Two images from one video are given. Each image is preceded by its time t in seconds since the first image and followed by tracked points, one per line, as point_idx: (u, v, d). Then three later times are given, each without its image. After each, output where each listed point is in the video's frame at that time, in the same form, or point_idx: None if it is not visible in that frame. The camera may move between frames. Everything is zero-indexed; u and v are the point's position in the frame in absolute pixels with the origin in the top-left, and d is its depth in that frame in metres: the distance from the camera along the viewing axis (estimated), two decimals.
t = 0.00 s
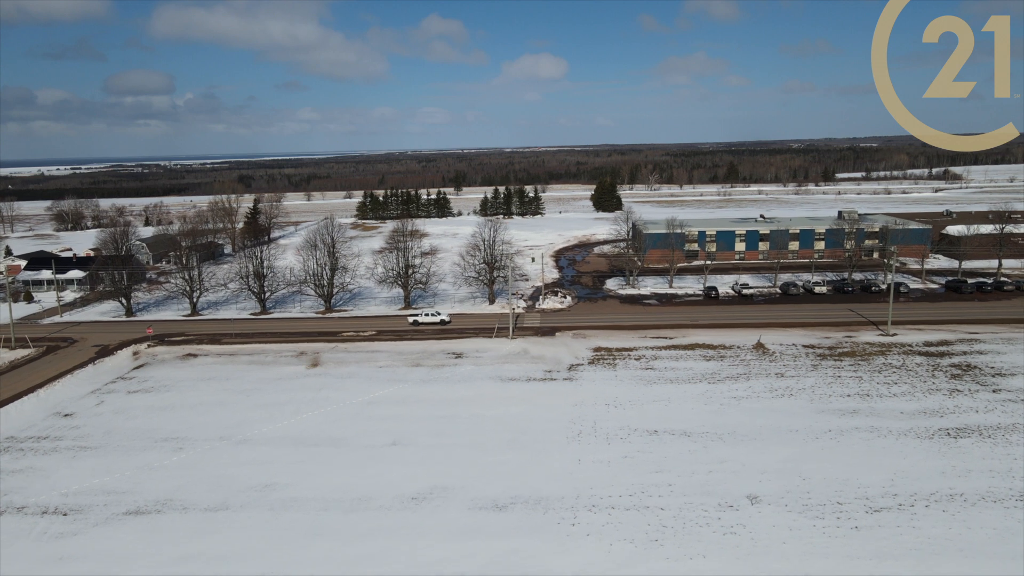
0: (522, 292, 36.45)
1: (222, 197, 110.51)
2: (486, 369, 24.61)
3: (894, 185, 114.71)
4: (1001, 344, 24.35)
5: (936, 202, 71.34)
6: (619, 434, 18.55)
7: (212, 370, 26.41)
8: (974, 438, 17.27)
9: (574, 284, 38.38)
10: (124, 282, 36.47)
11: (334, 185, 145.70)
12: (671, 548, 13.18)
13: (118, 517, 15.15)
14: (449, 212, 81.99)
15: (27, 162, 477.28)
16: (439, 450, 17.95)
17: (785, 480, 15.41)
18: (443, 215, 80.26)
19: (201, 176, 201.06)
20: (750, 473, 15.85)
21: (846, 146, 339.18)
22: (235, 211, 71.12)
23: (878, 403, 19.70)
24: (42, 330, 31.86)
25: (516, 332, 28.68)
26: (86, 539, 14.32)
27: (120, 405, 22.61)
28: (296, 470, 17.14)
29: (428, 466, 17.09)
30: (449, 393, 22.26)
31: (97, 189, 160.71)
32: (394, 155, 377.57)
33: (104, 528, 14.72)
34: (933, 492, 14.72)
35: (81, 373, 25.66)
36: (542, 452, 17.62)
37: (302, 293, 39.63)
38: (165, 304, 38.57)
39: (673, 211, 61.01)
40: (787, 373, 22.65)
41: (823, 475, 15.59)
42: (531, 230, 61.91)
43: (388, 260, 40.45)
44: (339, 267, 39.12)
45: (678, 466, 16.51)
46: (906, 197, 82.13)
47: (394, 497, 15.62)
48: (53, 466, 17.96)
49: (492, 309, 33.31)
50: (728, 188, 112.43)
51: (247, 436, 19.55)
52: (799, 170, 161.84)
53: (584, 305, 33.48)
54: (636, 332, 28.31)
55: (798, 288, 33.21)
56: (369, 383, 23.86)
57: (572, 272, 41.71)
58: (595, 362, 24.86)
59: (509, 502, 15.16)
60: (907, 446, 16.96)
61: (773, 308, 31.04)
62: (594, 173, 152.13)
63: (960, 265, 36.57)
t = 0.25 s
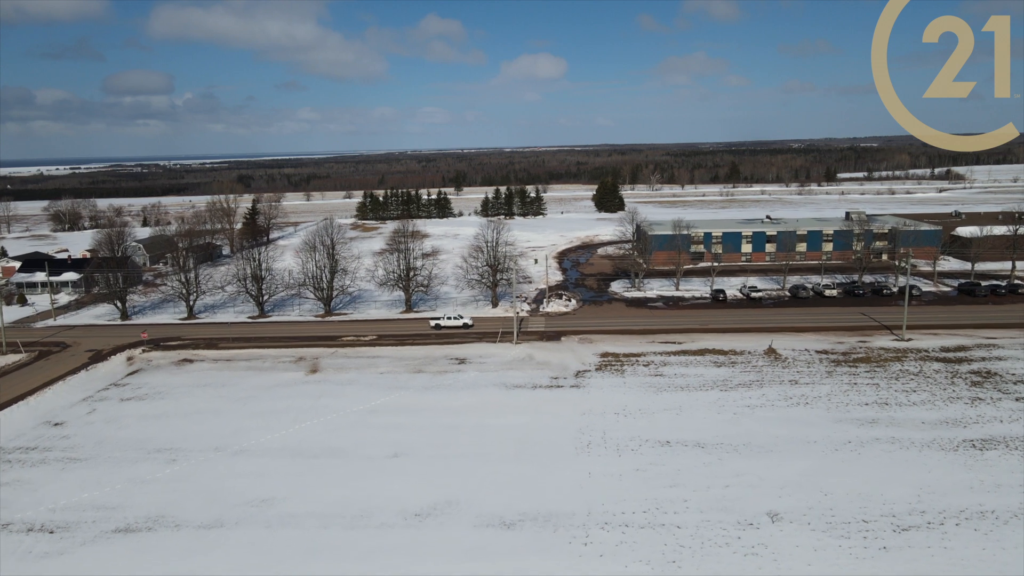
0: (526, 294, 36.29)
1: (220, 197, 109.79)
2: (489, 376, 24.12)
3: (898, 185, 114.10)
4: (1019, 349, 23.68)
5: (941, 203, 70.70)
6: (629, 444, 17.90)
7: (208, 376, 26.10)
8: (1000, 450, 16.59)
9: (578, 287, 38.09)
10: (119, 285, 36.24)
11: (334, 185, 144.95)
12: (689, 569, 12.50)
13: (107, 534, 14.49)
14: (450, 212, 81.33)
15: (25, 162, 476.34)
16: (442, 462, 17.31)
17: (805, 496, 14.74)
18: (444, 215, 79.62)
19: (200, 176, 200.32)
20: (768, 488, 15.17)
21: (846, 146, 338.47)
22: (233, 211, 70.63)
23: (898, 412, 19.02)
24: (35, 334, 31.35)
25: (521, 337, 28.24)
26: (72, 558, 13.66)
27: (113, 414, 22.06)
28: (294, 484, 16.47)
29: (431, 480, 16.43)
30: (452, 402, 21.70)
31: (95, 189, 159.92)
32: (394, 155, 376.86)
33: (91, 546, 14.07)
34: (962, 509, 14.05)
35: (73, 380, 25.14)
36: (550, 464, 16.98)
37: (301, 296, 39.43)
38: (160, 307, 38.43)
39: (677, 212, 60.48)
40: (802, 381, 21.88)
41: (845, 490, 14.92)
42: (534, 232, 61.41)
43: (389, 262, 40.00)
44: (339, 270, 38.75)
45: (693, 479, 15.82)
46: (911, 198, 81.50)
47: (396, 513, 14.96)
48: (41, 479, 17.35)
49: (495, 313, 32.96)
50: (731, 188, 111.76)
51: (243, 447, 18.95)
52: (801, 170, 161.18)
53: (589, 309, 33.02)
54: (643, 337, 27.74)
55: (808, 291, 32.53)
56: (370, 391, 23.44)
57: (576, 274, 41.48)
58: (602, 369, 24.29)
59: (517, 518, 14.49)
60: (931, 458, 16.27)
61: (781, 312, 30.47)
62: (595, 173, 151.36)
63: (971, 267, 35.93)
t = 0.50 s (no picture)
0: (530, 297, 35.90)
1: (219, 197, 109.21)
2: (493, 383, 23.59)
3: (900, 184, 113.55)
4: None
5: (945, 203, 70.08)
6: (641, 456, 17.24)
7: (203, 382, 25.75)
8: None
9: (582, 289, 37.71)
10: (113, 288, 36.06)
11: (333, 185, 144.29)
12: None
13: (94, 553, 13.85)
14: (450, 212, 80.73)
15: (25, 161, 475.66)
16: (447, 475, 16.71)
17: (827, 512, 14.08)
18: (444, 216, 78.95)
19: (199, 177, 198.08)
20: (787, 503, 14.53)
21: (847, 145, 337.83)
22: (231, 211, 70.26)
23: (918, 420, 18.35)
24: (28, 337, 30.89)
25: (525, 342, 27.78)
26: None
27: (106, 422, 21.54)
28: (292, 500, 15.84)
29: (435, 494, 15.82)
30: (454, 412, 21.15)
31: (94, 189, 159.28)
32: (393, 155, 376.04)
33: (79, 565, 13.44)
34: (992, 526, 13.40)
35: (65, 385, 24.68)
36: (559, 478, 16.36)
37: (299, 298, 39.31)
38: (154, 311, 38.45)
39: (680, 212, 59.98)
40: (818, 389, 21.03)
41: (868, 505, 14.28)
42: (535, 233, 60.87)
43: (389, 264, 39.59)
44: (338, 272, 38.40)
45: (708, 493, 15.18)
46: (914, 198, 80.92)
47: (398, 529, 14.33)
48: (28, 492, 16.79)
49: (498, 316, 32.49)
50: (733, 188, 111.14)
51: (238, 458, 18.39)
52: (802, 170, 160.49)
53: (593, 312, 32.52)
54: (650, 341, 27.15)
55: (817, 293, 31.85)
56: (371, 399, 22.99)
57: (579, 276, 41.16)
58: (609, 375, 23.67)
59: (526, 536, 13.86)
60: (956, 471, 15.62)
61: (790, 314, 29.86)
62: (596, 173, 150.67)
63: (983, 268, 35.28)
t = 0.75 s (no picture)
0: (533, 299, 35.57)
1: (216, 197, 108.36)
2: (496, 391, 23.08)
3: (902, 184, 112.99)
4: None
5: (949, 203, 69.54)
6: (653, 467, 16.61)
7: (198, 389, 25.43)
8: None
9: (586, 292, 37.35)
10: (107, 289, 35.64)
11: (332, 185, 143.41)
12: None
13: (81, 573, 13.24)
14: (450, 213, 80.07)
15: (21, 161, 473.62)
16: (451, 488, 16.11)
17: (851, 529, 13.48)
18: (444, 216, 78.26)
19: (197, 177, 196.35)
20: (808, 520, 13.91)
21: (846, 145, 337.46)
22: (228, 211, 69.72)
23: (939, 430, 17.71)
24: (20, 341, 30.38)
25: (529, 347, 27.31)
26: None
27: (98, 431, 21.06)
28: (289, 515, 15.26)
29: (440, 510, 15.22)
30: (457, 422, 20.52)
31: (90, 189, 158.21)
32: (391, 156, 374.98)
33: None
34: None
35: (57, 391, 24.25)
36: (568, 491, 15.74)
37: (297, 301, 39.13)
38: (148, 314, 38.28)
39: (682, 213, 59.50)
40: (832, 398, 20.31)
41: (894, 523, 13.67)
42: (536, 234, 60.32)
43: (388, 266, 39.27)
44: (337, 275, 38.13)
45: (725, 509, 14.55)
46: (917, 198, 80.35)
47: (402, 547, 13.72)
48: (14, 506, 16.20)
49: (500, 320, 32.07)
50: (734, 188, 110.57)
51: (233, 470, 17.85)
52: (802, 170, 159.81)
53: (598, 316, 32.08)
54: (657, 346, 26.60)
55: (826, 296, 31.20)
56: (371, 407, 22.52)
57: (582, 278, 40.83)
58: (615, 383, 23.03)
59: (537, 555, 13.23)
60: (982, 486, 15.00)
61: (798, 318, 29.29)
62: (595, 173, 149.90)
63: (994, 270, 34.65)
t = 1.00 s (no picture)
0: (535, 302, 35.55)
1: (212, 196, 107.47)
2: (498, 398, 22.71)
3: (902, 184, 112.28)
4: None
5: (950, 203, 68.99)
6: (663, 479, 16.08)
7: (189, 395, 25.25)
8: None
9: (587, 294, 37.11)
10: (100, 293, 34.82)
11: (329, 185, 142.42)
12: None
13: None
14: (448, 213, 79.37)
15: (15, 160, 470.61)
16: (455, 507, 15.72)
17: (873, 546, 12.97)
18: (442, 216, 77.59)
19: (191, 177, 194.31)
20: (827, 536, 13.40)
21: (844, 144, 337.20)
22: (224, 211, 69.08)
23: (958, 438, 17.14)
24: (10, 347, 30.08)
25: (532, 351, 26.92)
26: None
27: (87, 441, 20.77)
28: (285, 534, 14.93)
29: (443, 529, 14.80)
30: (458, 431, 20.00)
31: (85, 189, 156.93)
32: (389, 155, 373.54)
33: None
34: None
35: (45, 399, 24.09)
36: (575, 509, 15.29)
37: (293, 304, 39.01)
38: (141, 316, 37.95)
39: (684, 213, 59.01)
40: (845, 403, 19.77)
41: (918, 539, 13.17)
42: (536, 235, 59.78)
43: (387, 269, 39.01)
44: (334, 277, 37.91)
45: (740, 524, 14.03)
46: (918, 198, 79.74)
47: (405, 569, 13.35)
48: None
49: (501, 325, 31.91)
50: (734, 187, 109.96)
51: (227, 482, 17.51)
52: (801, 170, 159.24)
53: (601, 319, 31.77)
54: (662, 350, 26.15)
55: (832, 298, 30.70)
56: (370, 415, 22.18)
57: (584, 280, 40.63)
58: (621, 390, 22.51)
59: None
60: (1008, 498, 14.44)
61: (804, 320, 28.85)
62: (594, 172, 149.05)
63: (1002, 271, 34.13)
